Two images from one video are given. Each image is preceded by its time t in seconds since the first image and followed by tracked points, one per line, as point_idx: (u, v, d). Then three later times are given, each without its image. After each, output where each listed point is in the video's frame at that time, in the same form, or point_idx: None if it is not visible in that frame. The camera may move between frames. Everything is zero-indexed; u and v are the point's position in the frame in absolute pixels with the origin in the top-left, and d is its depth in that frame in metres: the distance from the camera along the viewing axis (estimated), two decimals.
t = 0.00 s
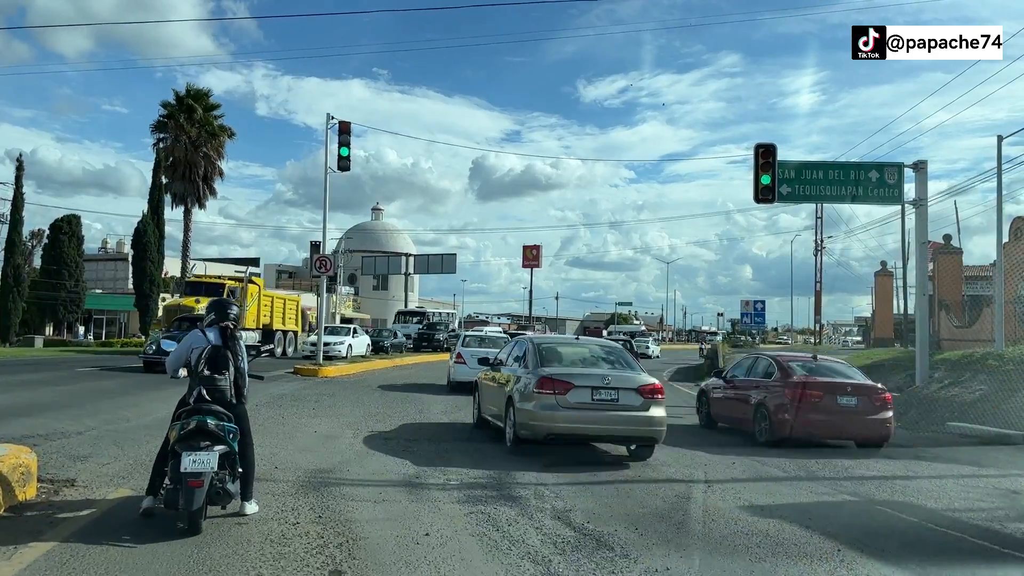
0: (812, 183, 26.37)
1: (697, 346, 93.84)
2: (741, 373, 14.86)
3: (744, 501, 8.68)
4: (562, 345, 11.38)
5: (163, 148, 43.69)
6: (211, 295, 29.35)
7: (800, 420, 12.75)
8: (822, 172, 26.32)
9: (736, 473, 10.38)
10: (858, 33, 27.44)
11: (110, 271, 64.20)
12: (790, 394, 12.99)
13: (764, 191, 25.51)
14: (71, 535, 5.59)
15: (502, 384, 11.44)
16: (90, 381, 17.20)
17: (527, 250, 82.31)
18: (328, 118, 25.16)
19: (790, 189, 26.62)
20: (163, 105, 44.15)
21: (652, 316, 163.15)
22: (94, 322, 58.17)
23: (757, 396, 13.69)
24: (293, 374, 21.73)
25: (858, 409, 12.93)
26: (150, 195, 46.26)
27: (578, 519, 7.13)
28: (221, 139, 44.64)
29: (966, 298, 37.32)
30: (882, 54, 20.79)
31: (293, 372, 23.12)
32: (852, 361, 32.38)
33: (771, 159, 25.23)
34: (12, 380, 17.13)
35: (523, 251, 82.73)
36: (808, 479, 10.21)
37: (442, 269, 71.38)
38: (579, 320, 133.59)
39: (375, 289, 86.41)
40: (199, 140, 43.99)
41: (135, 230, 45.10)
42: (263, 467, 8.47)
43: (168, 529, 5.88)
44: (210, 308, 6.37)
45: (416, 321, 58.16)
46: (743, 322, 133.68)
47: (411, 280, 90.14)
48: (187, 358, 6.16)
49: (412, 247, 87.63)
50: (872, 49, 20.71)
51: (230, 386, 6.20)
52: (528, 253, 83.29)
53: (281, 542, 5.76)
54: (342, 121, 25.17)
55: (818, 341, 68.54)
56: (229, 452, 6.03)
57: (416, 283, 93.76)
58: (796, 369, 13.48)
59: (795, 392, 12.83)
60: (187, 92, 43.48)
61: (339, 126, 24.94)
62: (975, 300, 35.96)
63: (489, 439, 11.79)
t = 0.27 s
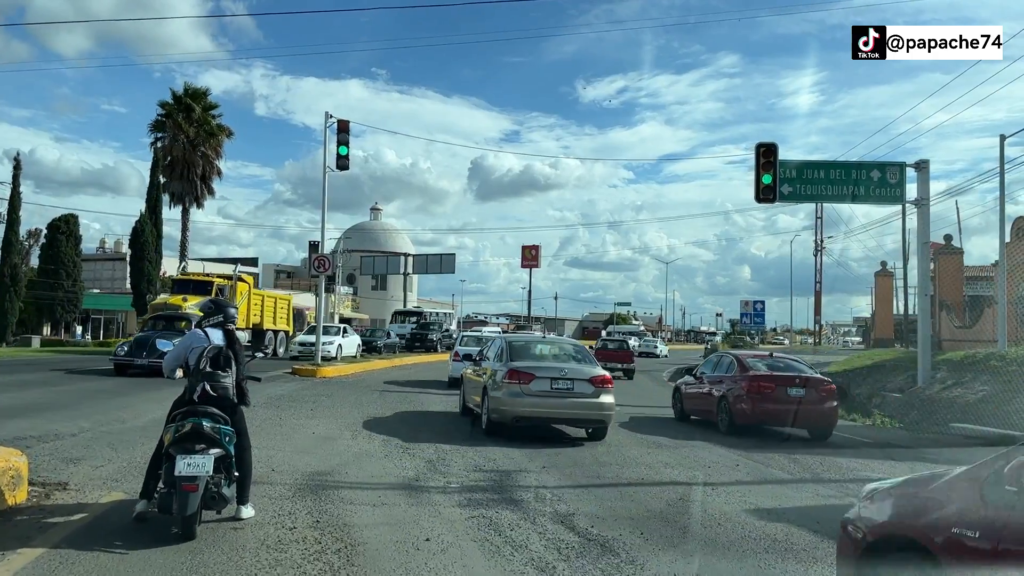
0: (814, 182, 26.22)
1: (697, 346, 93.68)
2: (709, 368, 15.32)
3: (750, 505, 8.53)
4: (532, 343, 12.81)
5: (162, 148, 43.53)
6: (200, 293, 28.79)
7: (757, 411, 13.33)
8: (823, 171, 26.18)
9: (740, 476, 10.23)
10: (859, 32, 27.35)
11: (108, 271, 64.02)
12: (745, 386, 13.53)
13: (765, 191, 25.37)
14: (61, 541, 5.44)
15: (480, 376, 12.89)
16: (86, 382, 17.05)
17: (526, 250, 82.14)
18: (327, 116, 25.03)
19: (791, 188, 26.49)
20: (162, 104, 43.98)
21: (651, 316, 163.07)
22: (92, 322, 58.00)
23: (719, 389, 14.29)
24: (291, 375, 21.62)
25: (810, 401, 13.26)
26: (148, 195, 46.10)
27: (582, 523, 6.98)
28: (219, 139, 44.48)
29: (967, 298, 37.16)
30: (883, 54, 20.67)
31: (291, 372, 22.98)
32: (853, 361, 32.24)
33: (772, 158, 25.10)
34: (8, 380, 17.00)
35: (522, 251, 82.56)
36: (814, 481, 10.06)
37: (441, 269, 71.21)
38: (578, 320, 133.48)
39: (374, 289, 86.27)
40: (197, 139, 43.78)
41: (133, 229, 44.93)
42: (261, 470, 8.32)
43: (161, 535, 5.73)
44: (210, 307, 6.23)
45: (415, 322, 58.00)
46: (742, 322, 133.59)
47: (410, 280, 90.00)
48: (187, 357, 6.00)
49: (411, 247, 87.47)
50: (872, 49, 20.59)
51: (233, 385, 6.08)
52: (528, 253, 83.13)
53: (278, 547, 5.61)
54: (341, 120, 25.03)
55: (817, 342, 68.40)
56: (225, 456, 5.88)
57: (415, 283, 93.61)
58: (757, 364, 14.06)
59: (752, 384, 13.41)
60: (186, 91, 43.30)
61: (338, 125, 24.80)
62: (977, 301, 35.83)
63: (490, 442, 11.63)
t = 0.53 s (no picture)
0: (815, 182, 26.09)
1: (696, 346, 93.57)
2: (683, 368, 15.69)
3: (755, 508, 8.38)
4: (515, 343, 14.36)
5: (160, 147, 43.36)
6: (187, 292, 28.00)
7: (721, 407, 13.64)
8: (824, 171, 26.04)
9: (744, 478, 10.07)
10: (859, 32, 27.29)
11: (106, 271, 63.86)
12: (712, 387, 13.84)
13: (766, 190, 25.24)
14: (52, 547, 5.30)
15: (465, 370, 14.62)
16: (83, 382, 16.90)
17: (525, 250, 82.01)
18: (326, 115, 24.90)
19: (792, 188, 26.36)
20: (160, 103, 43.80)
21: (650, 316, 162.98)
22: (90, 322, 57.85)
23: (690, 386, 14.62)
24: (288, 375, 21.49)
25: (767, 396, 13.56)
26: (147, 194, 45.94)
27: (585, 528, 6.85)
28: (218, 138, 44.32)
29: (969, 298, 37.00)
30: (882, 54, 20.55)
31: (290, 372, 22.85)
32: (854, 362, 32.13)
33: (774, 158, 24.96)
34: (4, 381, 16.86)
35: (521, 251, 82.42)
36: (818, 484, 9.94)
37: (440, 269, 71.06)
38: (577, 321, 133.39)
39: (372, 289, 86.13)
40: (196, 139, 43.76)
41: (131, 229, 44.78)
42: (258, 472, 8.17)
43: (156, 540, 5.59)
44: (207, 309, 6.12)
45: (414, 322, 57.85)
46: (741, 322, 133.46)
47: (409, 280, 89.85)
48: (185, 358, 5.87)
49: (409, 247, 87.33)
50: (871, 49, 20.49)
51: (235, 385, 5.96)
52: (526, 253, 82.99)
53: (274, 554, 5.46)
54: (340, 119, 24.89)
55: (817, 342, 68.27)
56: (222, 459, 5.74)
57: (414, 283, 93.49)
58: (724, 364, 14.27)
59: (716, 381, 13.71)
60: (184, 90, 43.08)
61: (337, 124, 24.66)
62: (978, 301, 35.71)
63: (490, 443, 11.48)
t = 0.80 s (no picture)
0: (816, 182, 25.95)
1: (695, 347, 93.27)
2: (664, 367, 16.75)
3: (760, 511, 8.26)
4: (499, 340, 16.33)
5: (159, 147, 43.22)
6: (173, 289, 27.04)
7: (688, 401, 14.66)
8: (825, 170, 25.91)
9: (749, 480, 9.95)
10: (860, 33, 27.21)
11: (105, 271, 63.71)
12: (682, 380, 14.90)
13: (767, 190, 25.12)
14: (42, 553, 5.16)
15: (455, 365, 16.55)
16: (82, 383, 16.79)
17: (524, 250, 81.88)
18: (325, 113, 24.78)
19: (792, 188, 26.23)
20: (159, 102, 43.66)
21: (649, 317, 162.83)
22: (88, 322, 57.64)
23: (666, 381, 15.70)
24: (289, 375, 21.36)
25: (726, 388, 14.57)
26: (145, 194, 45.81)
27: (589, 534, 6.71)
28: (217, 138, 44.19)
29: (969, 298, 36.88)
30: (882, 54, 20.44)
31: (289, 372, 22.74)
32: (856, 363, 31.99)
33: (775, 157, 24.84)
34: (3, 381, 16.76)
35: (520, 251, 82.29)
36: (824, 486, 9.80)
37: (439, 269, 70.89)
38: (576, 321, 133.30)
39: (371, 289, 85.98)
40: (194, 138, 43.65)
41: (130, 228, 44.66)
42: (255, 475, 8.04)
43: (151, 546, 5.44)
44: (202, 308, 5.99)
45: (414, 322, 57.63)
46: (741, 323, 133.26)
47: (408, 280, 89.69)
48: (181, 359, 5.74)
49: (408, 247, 87.21)
50: (872, 50, 20.40)
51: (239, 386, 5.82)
52: (526, 254, 82.87)
53: (273, 559, 5.33)
54: (339, 118, 24.75)
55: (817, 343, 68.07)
56: (218, 462, 5.60)
57: (413, 283, 93.29)
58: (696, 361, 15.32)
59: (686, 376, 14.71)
60: (183, 90, 42.91)
61: (337, 123, 24.53)
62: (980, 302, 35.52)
63: (491, 444, 11.38)
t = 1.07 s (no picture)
0: (817, 182, 25.83)
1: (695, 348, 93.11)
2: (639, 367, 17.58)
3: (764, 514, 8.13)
4: (488, 342, 18.48)
5: (157, 146, 43.04)
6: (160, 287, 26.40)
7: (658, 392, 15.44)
8: (826, 170, 25.79)
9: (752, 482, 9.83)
10: (860, 32, 27.13)
11: (104, 271, 63.57)
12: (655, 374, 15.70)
13: (768, 190, 25.00)
14: (35, 558, 5.03)
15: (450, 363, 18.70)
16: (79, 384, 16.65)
17: (524, 250, 81.78)
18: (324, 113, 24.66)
19: (794, 187, 26.10)
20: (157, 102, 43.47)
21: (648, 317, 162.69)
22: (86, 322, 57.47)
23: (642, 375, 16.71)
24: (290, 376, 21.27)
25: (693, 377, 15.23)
26: (144, 194, 45.63)
27: (593, 537, 6.60)
28: (215, 137, 44.03)
29: (970, 299, 36.76)
30: (882, 53, 20.34)
31: (287, 373, 22.62)
32: (857, 363, 31.86)
33: (776, 157, 24.72)
34: None
35: (520, 251, 82.16)
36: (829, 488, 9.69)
37: (438, 269, 70.75)
38: (575, 321, 133.19)
39: (370, 289, 85.84)
40: (193, 138, 43.48)
41: (128, 228, 44.47)
42: (253, 477, 7.93)
43: (147, 550, 5.33)
44: (199, 307, 5.88)
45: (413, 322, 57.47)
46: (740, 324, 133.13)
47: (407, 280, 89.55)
48: (178, 359, 5.62)
49: (408, 247, 87.10)
50: (872, 50, 20.30)
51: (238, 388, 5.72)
52: (525, 254, 82.76)
53: (271, 563, 5.23)
54: (338, 117, 24.62)
55: (817, 343, 67.95)
56: (215, 465, 5.49)
57: (412, 283, 93.16)
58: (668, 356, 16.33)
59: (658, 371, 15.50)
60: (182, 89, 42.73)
61: (336, 122, 24.40)
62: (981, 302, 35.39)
63: (492, 445, 11.28)
